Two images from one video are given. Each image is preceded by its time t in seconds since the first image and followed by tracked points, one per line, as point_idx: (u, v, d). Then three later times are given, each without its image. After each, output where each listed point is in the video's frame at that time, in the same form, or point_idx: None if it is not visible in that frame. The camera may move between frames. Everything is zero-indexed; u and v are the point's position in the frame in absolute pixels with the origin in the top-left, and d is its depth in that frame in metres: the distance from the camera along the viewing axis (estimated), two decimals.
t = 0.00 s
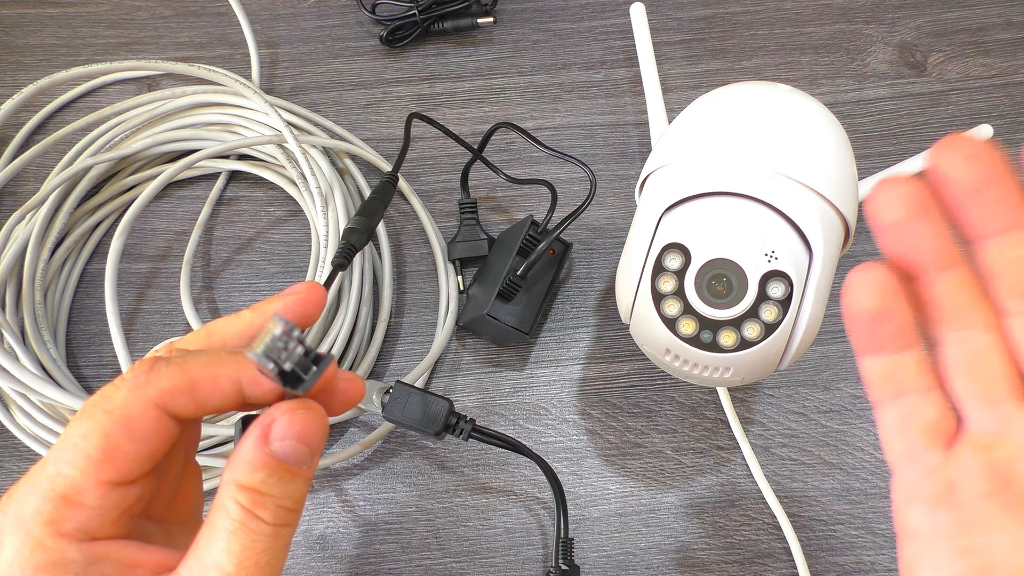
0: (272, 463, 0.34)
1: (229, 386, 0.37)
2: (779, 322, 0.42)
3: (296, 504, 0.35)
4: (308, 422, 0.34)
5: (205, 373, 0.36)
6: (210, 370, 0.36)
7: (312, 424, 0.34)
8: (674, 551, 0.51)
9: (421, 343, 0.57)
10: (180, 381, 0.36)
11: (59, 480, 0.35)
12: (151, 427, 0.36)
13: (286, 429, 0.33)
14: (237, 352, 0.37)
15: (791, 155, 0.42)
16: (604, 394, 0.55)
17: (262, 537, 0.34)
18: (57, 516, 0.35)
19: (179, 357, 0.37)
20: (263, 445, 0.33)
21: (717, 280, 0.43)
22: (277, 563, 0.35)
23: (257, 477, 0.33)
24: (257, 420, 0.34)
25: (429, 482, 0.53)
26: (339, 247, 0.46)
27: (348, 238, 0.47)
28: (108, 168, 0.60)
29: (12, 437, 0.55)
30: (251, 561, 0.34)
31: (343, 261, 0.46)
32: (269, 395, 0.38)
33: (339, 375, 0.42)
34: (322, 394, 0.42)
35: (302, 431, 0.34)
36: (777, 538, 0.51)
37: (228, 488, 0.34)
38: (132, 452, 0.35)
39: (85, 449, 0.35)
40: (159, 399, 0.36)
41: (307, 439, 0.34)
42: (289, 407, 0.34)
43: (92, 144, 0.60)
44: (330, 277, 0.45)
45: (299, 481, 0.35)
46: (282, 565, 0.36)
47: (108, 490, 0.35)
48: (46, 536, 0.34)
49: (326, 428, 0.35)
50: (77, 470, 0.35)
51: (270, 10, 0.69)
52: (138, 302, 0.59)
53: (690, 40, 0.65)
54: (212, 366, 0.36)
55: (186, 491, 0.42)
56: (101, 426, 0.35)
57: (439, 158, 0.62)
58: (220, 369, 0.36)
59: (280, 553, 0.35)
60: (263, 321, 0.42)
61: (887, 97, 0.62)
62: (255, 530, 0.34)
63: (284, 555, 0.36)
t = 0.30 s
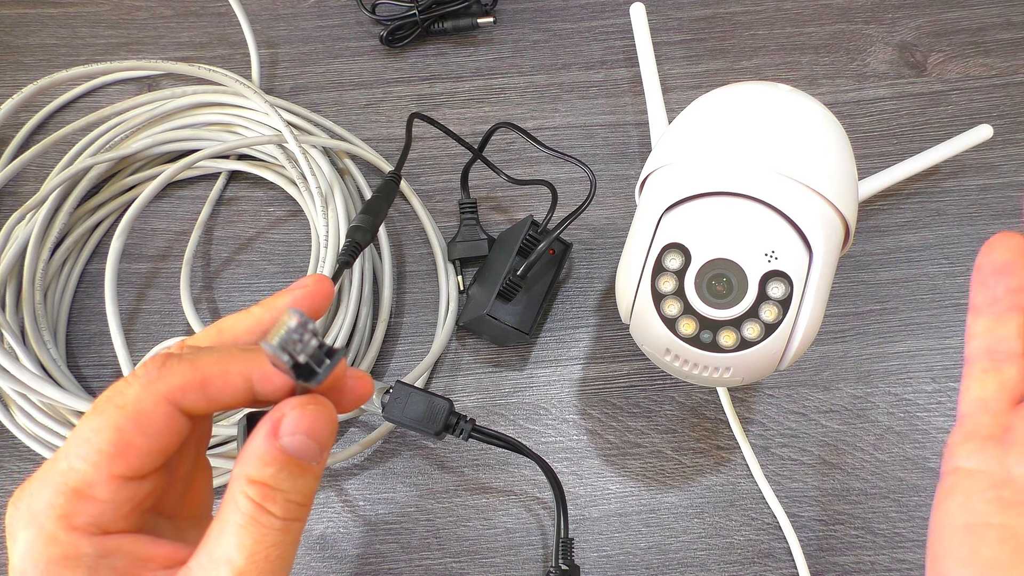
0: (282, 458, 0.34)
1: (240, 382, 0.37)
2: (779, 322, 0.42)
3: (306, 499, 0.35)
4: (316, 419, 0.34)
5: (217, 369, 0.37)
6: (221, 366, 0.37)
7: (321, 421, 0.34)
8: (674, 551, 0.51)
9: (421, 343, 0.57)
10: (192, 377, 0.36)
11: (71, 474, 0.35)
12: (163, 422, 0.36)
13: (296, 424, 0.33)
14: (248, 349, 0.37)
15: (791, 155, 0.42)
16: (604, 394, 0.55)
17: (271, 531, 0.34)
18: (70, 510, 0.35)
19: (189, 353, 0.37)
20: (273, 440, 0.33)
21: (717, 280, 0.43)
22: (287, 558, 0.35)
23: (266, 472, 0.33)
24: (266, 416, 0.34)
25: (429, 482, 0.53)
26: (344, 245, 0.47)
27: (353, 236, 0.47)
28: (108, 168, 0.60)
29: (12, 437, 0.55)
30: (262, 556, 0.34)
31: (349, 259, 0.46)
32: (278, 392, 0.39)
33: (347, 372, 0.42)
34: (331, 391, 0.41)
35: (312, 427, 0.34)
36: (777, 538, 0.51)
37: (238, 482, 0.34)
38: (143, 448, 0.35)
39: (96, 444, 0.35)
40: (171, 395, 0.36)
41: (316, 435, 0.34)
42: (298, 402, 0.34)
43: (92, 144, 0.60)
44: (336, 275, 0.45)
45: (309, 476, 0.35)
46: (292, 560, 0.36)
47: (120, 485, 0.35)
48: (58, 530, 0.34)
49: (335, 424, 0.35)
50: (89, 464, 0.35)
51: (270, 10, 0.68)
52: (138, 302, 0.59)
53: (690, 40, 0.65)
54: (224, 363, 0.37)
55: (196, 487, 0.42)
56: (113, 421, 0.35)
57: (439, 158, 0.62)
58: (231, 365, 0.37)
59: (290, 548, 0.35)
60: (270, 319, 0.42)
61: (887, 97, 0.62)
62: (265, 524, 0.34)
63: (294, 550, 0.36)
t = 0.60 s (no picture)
0: (289, 455, 0.34)
1: (246, 381, 0.36)
2: (779, 322, 0.42)
3: (313, 496, 0.35)
4: (324, 417, 0.34)
5: (223, 367, 0.36)
6: (228, 364, 0.36)
7: (328, 418, 0.34)
8: (674, 551, 0.51)
9: (421, 343, 0.57)
10: (199, 375, 0.36)
11: (79, 470, 0.35)
12: (171, 419, 0.36)
13: (304, 422, 0.34)
14: (255, 347, 0.37)
15: (791, 155, 0.42)
16: (604, 394, 0.55)
17: (279, 528, 0.34)
18: (79, 505, 0.35)
19: (197, 351, 0.37)
20: (280, 438, 0.33)
21: (717, 280, 0.43)
22: (294, 556, 0.35)
23: (274, 469, 0.33)
24: (273, 412, 0.34)
25: (429, 482, 0.53)
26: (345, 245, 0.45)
27: (354, 235, 0.45)
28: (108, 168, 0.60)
29: (12, 437, 0.55)
30: (270, 552, 0.34)
31: (352, 258, 0.44)
32: (285, 392, 0.38)
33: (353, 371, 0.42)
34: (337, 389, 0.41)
35: (319, 425, 0.34)
36: (777, 538, 0.51)
37: (245, 479, 0.34)
38: (151, 444, 0.35)
39: (105, 440, 0.35)
40: (179, 392, 0.36)
41: (324, 433, 0.34)
42: (305, 401, 0.34)
43: (92, 144, 0.60)
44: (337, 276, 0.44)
45: (315, 474, 0.35)
46: (300, 556, 0.36)
47: (128, 481, 0.35)
48: (67, 525, 0.34)
49: (342, 423, 0.36)
50: (97, 460, 0.35)
51: (270, 10, 0.68)
52: (139, 302, 0.59)
53: (690, 41, 0.65)
54: (230, 360, 0.36)
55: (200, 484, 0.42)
56: (121, 418, 0.35)
57: (439, 158, 0.62)
58: (238, 364, 0.36)
59: (297, 545, 0.35)
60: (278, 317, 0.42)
61: (887, 97, 0.62)
62: (273, 521, 0.34)
63: (300, 547, 0.36)
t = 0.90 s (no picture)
0: (293, 442, 0.34)
1: (254, 369, 0.36)
2: (779, 322, 0.42)
3: (317, 483, 0.35)
4: (328, 404, 0.34)
5: (231, 356, 0.36)
6: (235, 353, 0.36)
7: (332, 407, 0.34)
8: (674, 551, 0.51)
9: (421, 343, 0.57)
10: (207, 362, 0.36)
11: (86, 456, 0.35)
12: (177, 407, 0.36)
13: (307, 409, 0.33)
14: (263, 337, 0.37)
15: (791, 155, 0.42)
16: (604, 394, 0.55)
17: (283, 514, 0.34)
18: (84, 492, 0.35)
19: (204, 340, 0.37)
20: (284, 424, 0.33)
21: (717, 280, 0.43)
22: (297, 540, 0.36)
23: (278, 456, 0.34)
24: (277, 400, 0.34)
25: (429, 482, 0.53)
26: (348, 240, 0.46)
27: (357, 231, 0.46)
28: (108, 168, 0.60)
29: (12, 437, 0.55)
30: (274, 537, 0.34)
31: (353, 254, 0.45)
32: (291, 380, 0.38)
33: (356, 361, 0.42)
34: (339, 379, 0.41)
35: (322, 412, 0.34)
36: (777, 538, 0.51)
37: (250, 465, 0.34)
38: (157, 432, 0.35)
39: (112, 427, 0.35)
40: (186, 380, 0.36)
41: (328, 420, 0.34)
42: (310, 388, 0.34)
43: (92, 144, 0.60)
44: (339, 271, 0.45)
45: (319, 461, 0.35)
46: (303, 541, 0.36)
47: (133, 468, 0.35)
48: (73, 512, 0.34)
49: (345, 412, 0.35)
50: (104, 447, 0.35)
51: (270, 10, 0.68)
52: (139, 302, 0.59)
53: (690, 40, 0.65)
54: (238, 349, 0.36)
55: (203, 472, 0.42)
56: (128, 405, 0.35)
57: (439, 158, 0.62)
58: (245, 353, 0.36)
59: (300, 530, 0.36)
60: (282, 307, 0.42)
61: (887, 97, 0.62)
62: (277, 507, 0.34)
63: (304, 532, 0.36)
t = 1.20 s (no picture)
0: (297, 439, 0.34)
1: (257, 366, 0.37)
2: (779, 322, 0.42)
3: (320, 479, 0.35)
4: (330, 401, 0.34)
5: (235, 353, 0.36)
6: (239, 350, 0.36)
7: (334, 404, 0.34)
8: (674, 551, 0.51)
9: (421, 343, 0.57)
10: (211, 359, 0.36)
11: (90, 454, 0.35)
12: (181, 404, 0.36)
13: (310, 406, 0.33)
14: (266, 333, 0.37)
15: (791, 155, 0.42)
16: (604, 394, 0.55)
17: (287, 511, 0.34)
18: (89, 490, 0.34)
19: (207, 336, 0.37)
20: (289, 421, 0.33)
21: (717, 280, 0.43)
22: (301, 537, 0.36)
23: (283, 452, 0.34)
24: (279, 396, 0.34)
25: (429, 482, 0.53)
26: (350, 237, 0.46)
27: (359, 229, 0.47)
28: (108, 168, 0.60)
29: (12, 437, 0.55)
30: (278, 534, 0.34)
31: (355, 251, 0.45)
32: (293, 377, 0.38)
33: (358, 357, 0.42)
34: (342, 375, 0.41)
35: (325, 408, 0.34)
36: (777, 538, 0.51)
37: (254, 463, 0.34)
38: (162, 429, 0.35)
39: (116, 424, 0.35)
40: (190, 376, 0.36)
41: (330, 417, 0.34)
42: (313, 384, 0.34)
43: (92, 144, 0.60)
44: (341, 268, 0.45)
45: (323, 457, 0.35)
46: (307, 537, 0.36)
47: (138, 466, 0.35)
48: (78, 509, 0.34)
49: (348, 408, 0.35)
50: (108, 444, 0.35)
51: (270, 10, 0.68)
52: (139, 303, 0.59)
53: (690, 40, 0.65)
54: (242, 346, 0.36)
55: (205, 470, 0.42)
56: (133, 402, 0.35)
57: (439, 158, 0.62)
58: (248, 349, 0.37)
59: (305, 527, 0.36)
60: (284, 304, 0.42)
61: (887, 97, 0.62)
62: (282, 504, 0.34)
63: (308, 529, 0.36)
